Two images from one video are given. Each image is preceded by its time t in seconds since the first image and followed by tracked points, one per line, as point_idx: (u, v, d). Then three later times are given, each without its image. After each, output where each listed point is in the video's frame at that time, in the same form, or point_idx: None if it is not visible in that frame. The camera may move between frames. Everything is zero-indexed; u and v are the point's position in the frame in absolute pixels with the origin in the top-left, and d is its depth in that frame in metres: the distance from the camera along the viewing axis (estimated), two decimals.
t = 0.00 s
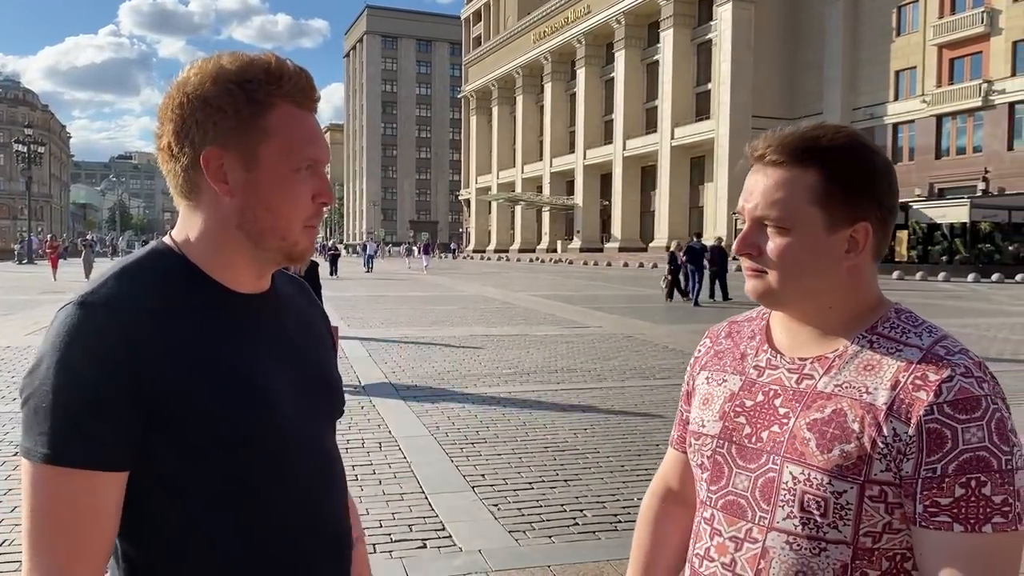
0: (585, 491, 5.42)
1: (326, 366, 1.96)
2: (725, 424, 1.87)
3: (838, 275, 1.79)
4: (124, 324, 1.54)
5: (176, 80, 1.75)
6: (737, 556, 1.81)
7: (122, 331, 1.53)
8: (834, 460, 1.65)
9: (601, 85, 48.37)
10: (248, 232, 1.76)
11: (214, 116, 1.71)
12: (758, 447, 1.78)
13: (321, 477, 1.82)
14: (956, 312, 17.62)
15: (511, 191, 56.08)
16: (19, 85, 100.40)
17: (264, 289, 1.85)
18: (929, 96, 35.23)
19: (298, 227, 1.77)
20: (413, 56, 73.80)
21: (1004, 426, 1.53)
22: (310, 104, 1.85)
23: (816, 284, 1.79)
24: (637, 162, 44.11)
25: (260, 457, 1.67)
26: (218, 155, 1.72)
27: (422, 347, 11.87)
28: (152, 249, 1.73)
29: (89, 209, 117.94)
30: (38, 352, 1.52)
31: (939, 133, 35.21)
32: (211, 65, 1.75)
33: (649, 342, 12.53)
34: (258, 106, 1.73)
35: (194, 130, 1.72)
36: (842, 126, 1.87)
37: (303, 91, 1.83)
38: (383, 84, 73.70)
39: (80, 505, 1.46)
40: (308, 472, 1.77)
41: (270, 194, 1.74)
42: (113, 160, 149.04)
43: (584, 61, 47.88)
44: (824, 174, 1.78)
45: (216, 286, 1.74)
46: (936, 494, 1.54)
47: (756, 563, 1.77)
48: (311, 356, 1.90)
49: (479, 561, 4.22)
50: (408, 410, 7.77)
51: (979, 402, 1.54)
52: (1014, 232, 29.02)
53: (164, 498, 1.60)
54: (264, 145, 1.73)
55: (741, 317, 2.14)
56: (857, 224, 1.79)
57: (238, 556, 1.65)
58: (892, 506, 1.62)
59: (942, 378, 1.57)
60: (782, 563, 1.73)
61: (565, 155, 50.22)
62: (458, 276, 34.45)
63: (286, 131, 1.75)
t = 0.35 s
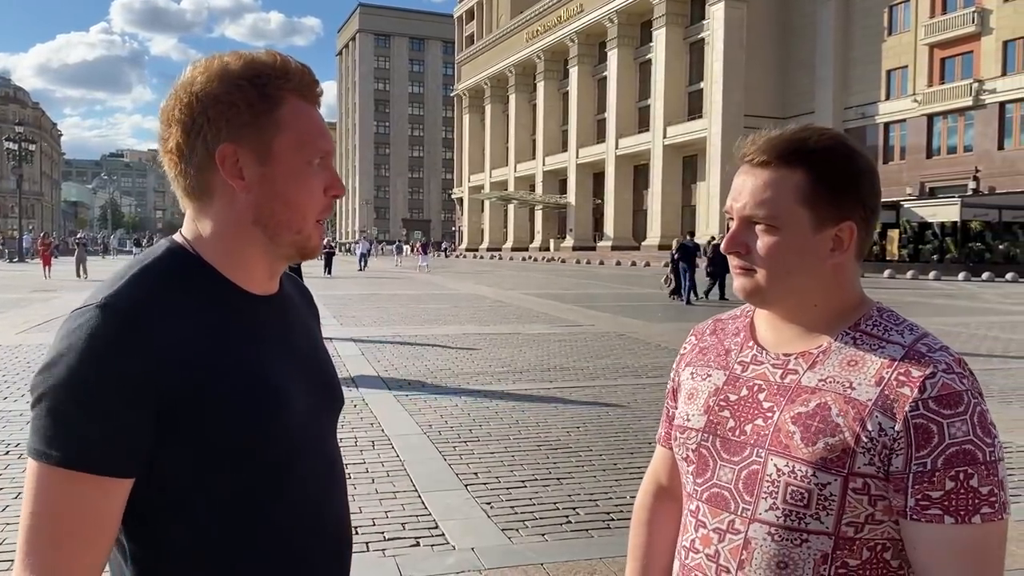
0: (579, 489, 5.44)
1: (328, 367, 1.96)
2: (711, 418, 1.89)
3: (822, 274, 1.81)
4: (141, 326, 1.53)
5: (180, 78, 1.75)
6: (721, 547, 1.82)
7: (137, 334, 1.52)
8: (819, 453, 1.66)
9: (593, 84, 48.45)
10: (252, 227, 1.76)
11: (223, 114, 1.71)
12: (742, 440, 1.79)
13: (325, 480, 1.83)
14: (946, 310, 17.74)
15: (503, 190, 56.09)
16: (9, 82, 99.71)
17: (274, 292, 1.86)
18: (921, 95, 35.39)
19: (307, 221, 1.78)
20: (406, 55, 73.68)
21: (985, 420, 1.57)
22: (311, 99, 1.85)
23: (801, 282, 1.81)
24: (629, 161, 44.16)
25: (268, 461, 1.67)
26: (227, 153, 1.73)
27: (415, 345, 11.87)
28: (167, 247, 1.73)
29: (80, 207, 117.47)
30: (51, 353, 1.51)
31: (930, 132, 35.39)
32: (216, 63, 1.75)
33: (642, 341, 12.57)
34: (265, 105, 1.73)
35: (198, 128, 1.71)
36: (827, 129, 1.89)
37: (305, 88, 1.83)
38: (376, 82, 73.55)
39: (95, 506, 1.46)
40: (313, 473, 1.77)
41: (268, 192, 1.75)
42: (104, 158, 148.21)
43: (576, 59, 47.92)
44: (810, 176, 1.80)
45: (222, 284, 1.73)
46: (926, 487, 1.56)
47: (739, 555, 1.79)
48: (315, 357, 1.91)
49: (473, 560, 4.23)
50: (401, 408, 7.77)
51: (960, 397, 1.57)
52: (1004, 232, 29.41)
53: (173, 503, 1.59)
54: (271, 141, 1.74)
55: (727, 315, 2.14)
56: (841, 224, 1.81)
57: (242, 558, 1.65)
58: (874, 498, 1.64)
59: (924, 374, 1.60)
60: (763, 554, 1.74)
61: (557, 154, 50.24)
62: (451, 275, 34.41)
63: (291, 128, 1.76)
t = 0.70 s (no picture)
0: (572, 486, 5.44)
1: (321, 365, 1.98)
2: (703, 411, 1.89)
3: (816, 265, 1.82)
4: (147, 328, 1.52)
5: (164, 70, 1.73)
6: (716, 538, 1.83)
7: (146, 338, 1.51)
8: (812, 444, 1.67)
9: (587, 82, 48.45)
10: (245, 223, 1.77)
11: (212, 114, 1.71)
12: (735, 433, 1.79)
13: (325, 480, 1.85)
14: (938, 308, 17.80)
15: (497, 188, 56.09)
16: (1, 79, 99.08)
17: (265, 291, 1.87)
18: (913, 94, 35.51)
19: (298, 213, 1.79)
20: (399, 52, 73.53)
21: (973, 411, 1.60)
22: (291, 91, 1.85)
23: (793, 277, 1.82)
24: (623, 159, 44.18)
25: (274, 463, 1.67)
26: (216, 149, 1.72)
27: (410, 343, 11.87)
28: (158, 245, 1.72)
29: (72, 205, 117.13)
30: (59, 354, 1.50)
31: (923, 131, 35.51)
32: (201, 60, 1.74)
33: (636, 339, 12.58)
34: (254, 101, 1.73)
35: (183, 126, 1.70)
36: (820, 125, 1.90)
37: (289, 82, 1.83)
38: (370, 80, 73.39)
39: (109, 512, 1.45)
40: (313, 473, 1.79)
41: (261, 186, 1.75)
42: (96, 155, 147.36)
43: (571, 58, 47.89)
44: (802, 169, 1.82)
45: (220, 284, 1.73)
46: (920, 477, 1.58)
47: (734, 545, 1.79)
48: (311, 355, 1.92)
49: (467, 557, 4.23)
50: (394, 406, 7.76)
51: (952, 388, 1.59)
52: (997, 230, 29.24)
53: (180, 509, 1.58)
54: (264, 134, 1.74)
55: (718, 312, 2.14)
56: (834, 217, 1.82)
57: (248, 561, 1.66)
58: (867, 489, 1.66)
59: (916, 367, 1.62)
60: (760, 544, 1.75)
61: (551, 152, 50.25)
62: (445, 273, 34.39)
63: (278, 121, 1.76)
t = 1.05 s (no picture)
0: (568, 485, 5.44)
1: (318, 364, 1.98)
2: (697, 407, 1.90)
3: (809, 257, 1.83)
4: (148, 325, 1.51)
5: (161, 65, 1.73)
6: (709, 533, 1.84)
7: (147, 334, 1.51)
8: (802, 441, 1.68)
9: (584, 80, 48.44)
10: (240, 220, 1.77)
11: (207, 112, 1.70)
12: (728, 430, 1.81)
13: (322, 478, 1.85)
14: (933, 307, 17.84)
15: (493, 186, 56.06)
16: None
17: (261, 287, 1.87)
18: (909, 93, 35.57)
19: (292, 211, 1.79)
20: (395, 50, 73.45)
21: (962, 406, 1.58)
22: (289, 89, 1.85)
23: (785, 274, 1.83)
24: (619, 157, 44.24)
25: (272, 463, 1.67)
26: (211, 146, 1.72)
27: (407, 341, 11.86)
28: (155, 241, 1.71)
29: (67, 203, 116.85)
30: (59, 351, 1.49)
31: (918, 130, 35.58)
32: (199, 56, 1.73)
33: (632, 337, 12.60)
34: (248, 97, 1.73)
35: (179, 123, 1.70)
36: (810, 124, 1.90)
37: (285, 80, 1.83)
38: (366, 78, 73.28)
39: (112, 508, 1.45)
40: (312, 469, 1.79)
41: (256, 183, 1.75)
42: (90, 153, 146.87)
43: (567, 56, 47.90)
44: (789, 164, 1.82)
45: (217, 281, 1.73)
46: (903, 471, 1.58)
47: (728, 540, 1.80)
48: (306, 354, 1.92)
49: (462, 555, 4.24)
50: (389, 403, 7.76)
51: (941, 384, 1.58)
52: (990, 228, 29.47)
53: (180, 508, 1.59)
54: (260, 131, 1.74)
55: (714, 308, 2.14)
56: (823, 208, 1.82)
57: (248, 557, 1.66)
58: (857, 484, 1.66)
59: (904, 363, 1.62)
60: (753, 540, 1.76)
61: (547, 150, 50.27)
62: (442, 271, 34.35)
63: (275, 118, 1.76)
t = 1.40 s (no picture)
0: (565, 482, 5.45)
1: (317, 360, 1.97)
2: (701, 423, 1.91)
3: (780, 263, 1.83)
4: (139, 322, 1.51)
5: (168, 63, 1.73)
6: (717, 545, 1.86)
7: (132, 333, 1.50)
8: (800, 453, 1.69)
9: (581, 78, 48.44)
10: (244, 219, 1.76)
11: (209, 105, 1.69)
12: (733, 443, 1.82)
13: (320, 476, 1.84)
14: (928, 304, 17.89)
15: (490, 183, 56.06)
16: None
17: (261, 284, 1.87)
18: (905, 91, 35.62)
19: (299, 212, 1.79)
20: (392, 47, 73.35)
21: (955, 404, 1.53)
22: (298, 89, 1.85)
23: (765, 279, 1.83)
24: (616, 154, 44.26)
25: (261, 461, 1.67)
26: (218, 141, 1.71)
27: (404, 339, 11.86)
28: (153, 238, 1.71)
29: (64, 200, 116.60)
30: (45, 350, 1.48)
31: (914, 128, 35.65)
32: (209, 50, 1.73)
33: (628, 334, 12.62)
34: (255, 92, 1.73)
35: (187, 118, 1.69)
36: (771, 134, 1.91)
37: (293, 78, 1.83)
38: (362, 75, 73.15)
39: (94, 506, 1.44)
40: (309, 468, 1.79)
41: (260, 181, 1.75)
42: (86, 150, 146.43)
43: (564, 53, 47.84)
44: (747, 176, 1.84)
45: (213, 279, 1.73)
46: (889, 475, 1.55)
47: (734, 553, 1.83)
48: (305, 351, 1.92)
49: (459, 552, 4.24)
50: (386, 401, 7.76)
51: (927, 383, 1.54)
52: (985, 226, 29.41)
53: (166, 505, 1.58)
54: (267, 129, 1.73)
55: (720, 316, 2.15)
56: (785, 204, 1.82)
57: (239, 555, 1.66)
58: (856, 491, 1.65)
59: (889, 364, 1.59)
60: (761, 551, 1.78)
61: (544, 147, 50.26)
62: (439, 268, 34.36)
63: (283, 118, 1.76)
